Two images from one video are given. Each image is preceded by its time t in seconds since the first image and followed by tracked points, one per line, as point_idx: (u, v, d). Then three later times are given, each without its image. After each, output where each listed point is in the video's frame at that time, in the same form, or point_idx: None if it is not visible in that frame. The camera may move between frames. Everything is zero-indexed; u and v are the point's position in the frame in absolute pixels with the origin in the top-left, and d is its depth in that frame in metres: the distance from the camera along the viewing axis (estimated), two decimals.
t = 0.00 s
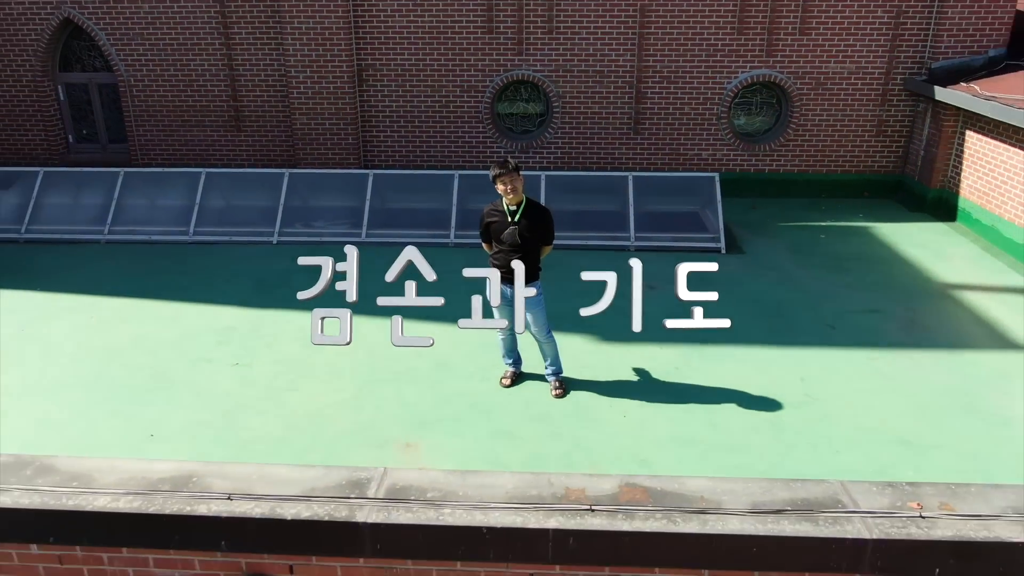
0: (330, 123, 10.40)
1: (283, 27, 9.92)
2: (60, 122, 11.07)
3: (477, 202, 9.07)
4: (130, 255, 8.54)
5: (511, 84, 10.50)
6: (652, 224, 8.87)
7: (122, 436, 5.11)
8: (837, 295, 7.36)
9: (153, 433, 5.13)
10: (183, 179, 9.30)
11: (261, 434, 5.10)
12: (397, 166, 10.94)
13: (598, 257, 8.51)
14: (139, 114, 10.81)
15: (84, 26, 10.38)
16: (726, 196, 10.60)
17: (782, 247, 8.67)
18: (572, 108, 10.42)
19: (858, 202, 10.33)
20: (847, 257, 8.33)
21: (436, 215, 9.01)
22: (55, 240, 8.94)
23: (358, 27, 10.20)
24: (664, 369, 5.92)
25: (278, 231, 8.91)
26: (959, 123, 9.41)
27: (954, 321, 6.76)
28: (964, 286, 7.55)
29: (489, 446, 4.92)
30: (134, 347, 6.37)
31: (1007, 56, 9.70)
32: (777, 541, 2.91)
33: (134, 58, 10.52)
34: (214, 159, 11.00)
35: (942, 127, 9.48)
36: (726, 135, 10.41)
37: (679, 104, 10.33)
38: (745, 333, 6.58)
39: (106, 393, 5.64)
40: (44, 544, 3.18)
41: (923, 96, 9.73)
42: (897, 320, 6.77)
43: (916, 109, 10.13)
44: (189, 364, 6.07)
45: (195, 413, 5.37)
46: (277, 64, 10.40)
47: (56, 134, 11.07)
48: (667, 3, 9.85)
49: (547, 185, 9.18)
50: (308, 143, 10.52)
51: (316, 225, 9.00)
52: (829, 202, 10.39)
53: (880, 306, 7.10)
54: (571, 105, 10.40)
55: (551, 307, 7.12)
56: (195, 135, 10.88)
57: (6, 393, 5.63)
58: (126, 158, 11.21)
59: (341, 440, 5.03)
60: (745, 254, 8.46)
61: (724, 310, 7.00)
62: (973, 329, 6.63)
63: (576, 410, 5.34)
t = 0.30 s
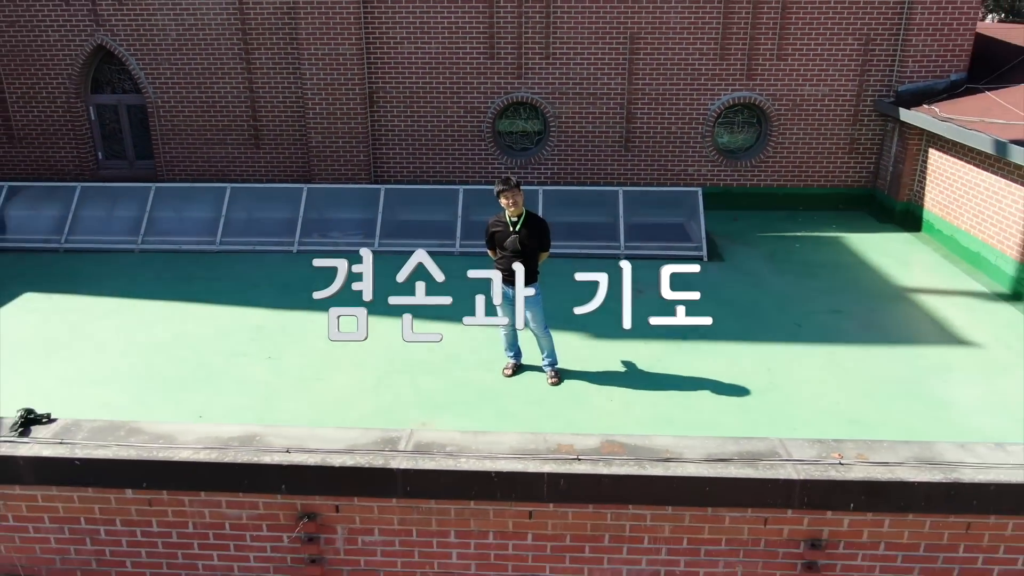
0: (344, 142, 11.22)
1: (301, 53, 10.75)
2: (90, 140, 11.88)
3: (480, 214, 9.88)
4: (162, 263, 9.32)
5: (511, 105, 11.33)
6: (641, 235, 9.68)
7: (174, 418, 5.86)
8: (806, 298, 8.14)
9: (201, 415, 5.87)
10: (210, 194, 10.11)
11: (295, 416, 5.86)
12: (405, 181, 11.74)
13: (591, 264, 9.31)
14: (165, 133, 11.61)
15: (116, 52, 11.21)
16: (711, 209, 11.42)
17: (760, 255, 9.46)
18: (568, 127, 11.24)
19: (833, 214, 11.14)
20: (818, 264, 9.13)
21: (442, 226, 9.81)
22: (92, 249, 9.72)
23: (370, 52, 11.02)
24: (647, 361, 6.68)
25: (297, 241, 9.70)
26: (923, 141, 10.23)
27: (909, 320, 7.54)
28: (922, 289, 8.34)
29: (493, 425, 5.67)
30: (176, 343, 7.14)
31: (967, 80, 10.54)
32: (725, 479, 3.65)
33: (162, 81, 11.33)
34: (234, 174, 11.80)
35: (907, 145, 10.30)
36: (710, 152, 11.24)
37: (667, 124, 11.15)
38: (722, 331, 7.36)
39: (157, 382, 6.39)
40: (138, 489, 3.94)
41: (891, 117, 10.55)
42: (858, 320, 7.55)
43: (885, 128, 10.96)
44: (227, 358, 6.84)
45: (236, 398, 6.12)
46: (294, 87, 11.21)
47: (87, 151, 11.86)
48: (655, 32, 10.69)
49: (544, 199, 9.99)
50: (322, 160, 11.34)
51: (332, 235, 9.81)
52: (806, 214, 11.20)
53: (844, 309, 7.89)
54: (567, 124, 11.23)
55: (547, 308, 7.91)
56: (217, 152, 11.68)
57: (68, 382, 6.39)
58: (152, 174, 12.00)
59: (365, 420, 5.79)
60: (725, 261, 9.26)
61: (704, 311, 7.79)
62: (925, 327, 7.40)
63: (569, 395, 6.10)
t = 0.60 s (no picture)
0: (355, 160, 12.12)
1: (317, 79, 11.67)
2: (118, 158, 12.77)
3: (481, 226, 10.78)
4: (191, 271, 10.18)
5: (509, 126, 12.24)
6: (629, 245, 10.57)
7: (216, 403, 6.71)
8: (777, 302, 9.02)
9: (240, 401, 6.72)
10: (233, 209, 11.00)
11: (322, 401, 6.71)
12: (411, 196, 12.63)
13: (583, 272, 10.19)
14: (189, 151, 12.50)
15: (144, 77, 12.12)
16: (696, 222, 12.32)
17: (738, 264, 10.35)
18: (562, 146, 12.15)
19: (808, 226, 12.05)
20: (790, 272, 10.02)
21: (447, 238, 10.70)
22: (125, 259, 10.58)
23: (380, 78, 11.93)
24: (631, 356, 7.55)
25: (314, 252, 10.59)
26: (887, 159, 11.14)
27: (867, 322, 8.42)
28: (882, 294, 9.21)
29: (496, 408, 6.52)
30: (211, 342, 8.00)
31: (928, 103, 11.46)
32: (684, 443, 4.49)
33: (186, 104, 12.23)
34: (253, 190, 12.68)
35: (874, 163, 11.21)
36: (694, 169, 12.15)
37: (653, 143, 12.06)
38: (699, 331, 8.23)
39: (198, 374, 7.25)
40: (204, 453, 4.77)
41: (859, 137, 11.46)
42: (821, 321, 8.42)
43: (855, 148, 11.89)
44: (258, 355, 7.70)
45: (269, 388, 6.98)
46: (309, 109, 12.11)
47: (115, 168, 12.75)
48: (641, 59, 11.62)
49: (540, 213, 10.90)
50: (335, 177, 12.23)
51: (346, 246, 10.71)
52: (783, 227, 12.11)
53: (810, 312, 8.75)
54: (561, 143, 12.14)
55: (543, 311, 8.77)
56: (237, 169, 12.56)
57: (120, 375, 7.24)
58: (175, 189, 12.90)
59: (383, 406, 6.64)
60: (705, 270, 10.15)
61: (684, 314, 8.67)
62: (880, 327, 8.27)
63: (562, 385, 6.95)
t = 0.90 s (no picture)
0: (367, 177, 13.12)
1: (333, 104, 12.70)
2: (147, 176, 13.77)
3: (484, 239, 11.78)
4: (219, 280, 11.16)
5: (509, 146, 13.26)
6: (619, 256, 11.56)
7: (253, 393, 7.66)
8: (751, 307, 10.00)
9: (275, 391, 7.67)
10: (256, 223, 12.01)
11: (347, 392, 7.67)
12: (418, 211, 13.62)
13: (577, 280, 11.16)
14: (213, 170, 13.49)
15: (173, 101, 13.14)
16: (682, 235, 13.32)
17: (718, 273, 11.34)
18: (558, 164, 13.16)
19: (785, 238, 13.04)
20: (766, 280, 11.00)
21: (453, 249, 11.69)
22: (158, 268, 11.56)
23: (390, 102, 12.94)
24: (618, 354, 8.51)
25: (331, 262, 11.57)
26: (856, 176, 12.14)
27: (830, 324, 9.39)
28: (846, 300, 10.20)
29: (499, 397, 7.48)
30: (244, 342, 8.96)
31: (894, 124, 12.50)
32: (655, 418, 5.44)
33: (211, 126, 13.23)
34: (272, 205, 13.67)
35: (843, 180, 12.22)
36: (680, 186, 13.16)
37: (643, 162, 13.08)
38: (679, 332, 9.19)
39: (235, 369, 8.21)
40: (257, 427, 5.72)
41: (831, 157, 12.48)
42: (789, 324, 9.39)
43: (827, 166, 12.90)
44: (286, 353, 8.66)
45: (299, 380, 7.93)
46: (325, 131, 13.11)
47: (144, 185, 13.75)
48: (631, 85, 12.66)
49: (538, 226, 11.89)
50: (348, 193, 13.24)
51: (359, 257, 11.73)
52: (762, 239, 13.11)
53: (780, 316, 9.73)
54: (558, 163, 13.15)
55: (540, 315, 9.74)
56: (257, 186, 13.56)
57: (167, 370, 8.20)
58: (199, 205, 13.89)
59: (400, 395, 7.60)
60: (688, 278, 11.13)
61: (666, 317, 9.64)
62: (841, 328, 9.25)
63: (556, 377, 7.90)
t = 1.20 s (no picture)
0: (378, 193, 14.22)
1: (348, 126, 13.82)
2: (174, 192, 14.87)
3: (487, 250, 12.88)
4: (245, 288, 12.23)
5: (509, 165, 14.37)
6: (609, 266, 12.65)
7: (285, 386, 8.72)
8: (728, 311, 11.08)
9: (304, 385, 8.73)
10: (278, 235, 13.10)
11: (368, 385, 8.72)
12: (426, 225, 14.71)
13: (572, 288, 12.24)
14: (236, 186, 14.59)
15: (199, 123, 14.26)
16: (669, 246, 14.40)
17: (700, 281, 12.42)
18: (555, 182, 14.26)
19: (764, 249, 14.13)
20: (743, 287, 12.08)
21: (458, 260, 12.79)
22: (189, 277, 12.64)
23: (400, 125, 14.06)
24: (607, 352, 9.59)
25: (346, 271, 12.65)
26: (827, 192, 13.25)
27: (798, 326, 10.46)
28: (815, 305, 11.28)
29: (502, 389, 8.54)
30: (274, 343, 10.03)
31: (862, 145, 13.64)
32: (633, 400, 6.50)
33: (234, 146, 14.33)
34: (290, 220, 14.76)
35: (816, 196, 13.32)
36: (666, 201, 14.26)
37: (632, 179, 14.19)
38: (663, 333, 10.27)
39: (268, 366, 9.27)
40: (298, 409, 6.78)
41: (805, 174, 13.58)
42: (762, 326, 10.47)
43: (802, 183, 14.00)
44: (312, 352, 9.72)
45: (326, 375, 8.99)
46: (339, 151, 14.22)
47: (171, 200, 14.85)
48: (621, 109, 13.78)
49: (536, 238, 12.97)
50: (361, 208, 14.34)
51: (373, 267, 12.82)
52: (743, 249, 14.20)
53: (754, 320, 10.80)
54: (554, 180, 14.26)
55: (538, 318, 10.81)
56: (276, 202, 14.65)
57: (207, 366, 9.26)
58: (222, 219, 14.98)
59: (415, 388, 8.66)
60: (673, 285, 12.21)
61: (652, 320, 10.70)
62: (808, 330, 10.33)
63: (552, 372, 8.96)
